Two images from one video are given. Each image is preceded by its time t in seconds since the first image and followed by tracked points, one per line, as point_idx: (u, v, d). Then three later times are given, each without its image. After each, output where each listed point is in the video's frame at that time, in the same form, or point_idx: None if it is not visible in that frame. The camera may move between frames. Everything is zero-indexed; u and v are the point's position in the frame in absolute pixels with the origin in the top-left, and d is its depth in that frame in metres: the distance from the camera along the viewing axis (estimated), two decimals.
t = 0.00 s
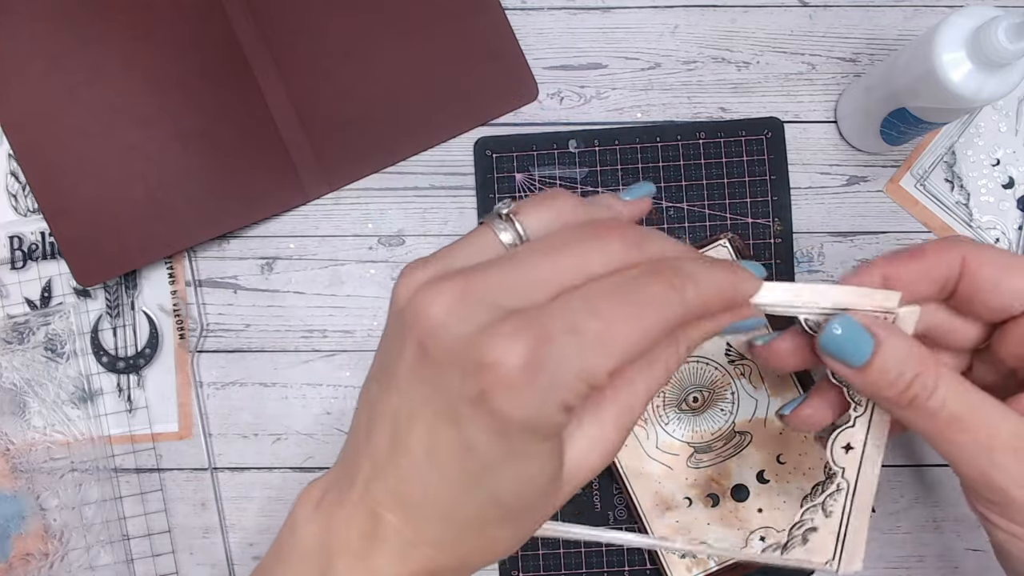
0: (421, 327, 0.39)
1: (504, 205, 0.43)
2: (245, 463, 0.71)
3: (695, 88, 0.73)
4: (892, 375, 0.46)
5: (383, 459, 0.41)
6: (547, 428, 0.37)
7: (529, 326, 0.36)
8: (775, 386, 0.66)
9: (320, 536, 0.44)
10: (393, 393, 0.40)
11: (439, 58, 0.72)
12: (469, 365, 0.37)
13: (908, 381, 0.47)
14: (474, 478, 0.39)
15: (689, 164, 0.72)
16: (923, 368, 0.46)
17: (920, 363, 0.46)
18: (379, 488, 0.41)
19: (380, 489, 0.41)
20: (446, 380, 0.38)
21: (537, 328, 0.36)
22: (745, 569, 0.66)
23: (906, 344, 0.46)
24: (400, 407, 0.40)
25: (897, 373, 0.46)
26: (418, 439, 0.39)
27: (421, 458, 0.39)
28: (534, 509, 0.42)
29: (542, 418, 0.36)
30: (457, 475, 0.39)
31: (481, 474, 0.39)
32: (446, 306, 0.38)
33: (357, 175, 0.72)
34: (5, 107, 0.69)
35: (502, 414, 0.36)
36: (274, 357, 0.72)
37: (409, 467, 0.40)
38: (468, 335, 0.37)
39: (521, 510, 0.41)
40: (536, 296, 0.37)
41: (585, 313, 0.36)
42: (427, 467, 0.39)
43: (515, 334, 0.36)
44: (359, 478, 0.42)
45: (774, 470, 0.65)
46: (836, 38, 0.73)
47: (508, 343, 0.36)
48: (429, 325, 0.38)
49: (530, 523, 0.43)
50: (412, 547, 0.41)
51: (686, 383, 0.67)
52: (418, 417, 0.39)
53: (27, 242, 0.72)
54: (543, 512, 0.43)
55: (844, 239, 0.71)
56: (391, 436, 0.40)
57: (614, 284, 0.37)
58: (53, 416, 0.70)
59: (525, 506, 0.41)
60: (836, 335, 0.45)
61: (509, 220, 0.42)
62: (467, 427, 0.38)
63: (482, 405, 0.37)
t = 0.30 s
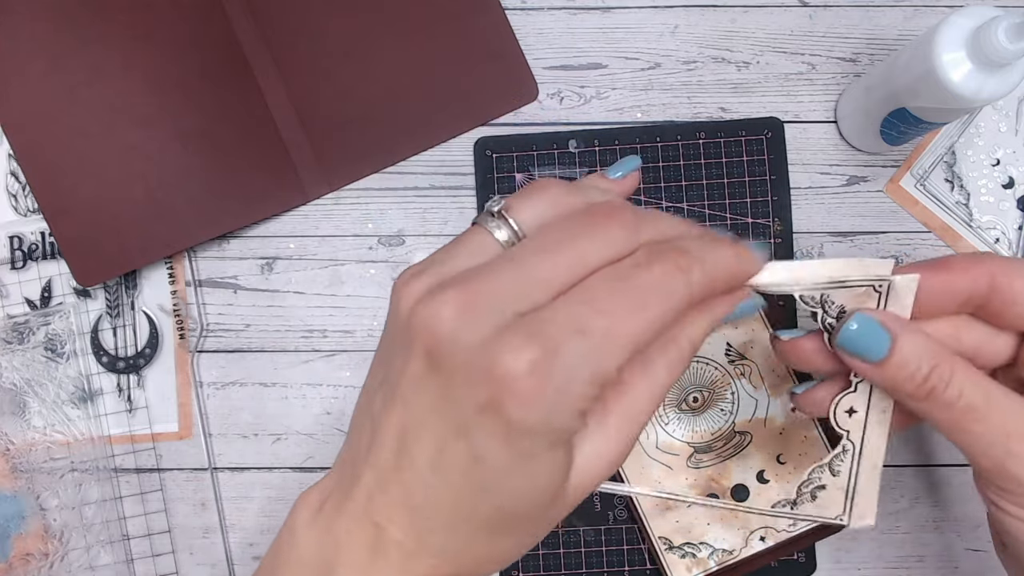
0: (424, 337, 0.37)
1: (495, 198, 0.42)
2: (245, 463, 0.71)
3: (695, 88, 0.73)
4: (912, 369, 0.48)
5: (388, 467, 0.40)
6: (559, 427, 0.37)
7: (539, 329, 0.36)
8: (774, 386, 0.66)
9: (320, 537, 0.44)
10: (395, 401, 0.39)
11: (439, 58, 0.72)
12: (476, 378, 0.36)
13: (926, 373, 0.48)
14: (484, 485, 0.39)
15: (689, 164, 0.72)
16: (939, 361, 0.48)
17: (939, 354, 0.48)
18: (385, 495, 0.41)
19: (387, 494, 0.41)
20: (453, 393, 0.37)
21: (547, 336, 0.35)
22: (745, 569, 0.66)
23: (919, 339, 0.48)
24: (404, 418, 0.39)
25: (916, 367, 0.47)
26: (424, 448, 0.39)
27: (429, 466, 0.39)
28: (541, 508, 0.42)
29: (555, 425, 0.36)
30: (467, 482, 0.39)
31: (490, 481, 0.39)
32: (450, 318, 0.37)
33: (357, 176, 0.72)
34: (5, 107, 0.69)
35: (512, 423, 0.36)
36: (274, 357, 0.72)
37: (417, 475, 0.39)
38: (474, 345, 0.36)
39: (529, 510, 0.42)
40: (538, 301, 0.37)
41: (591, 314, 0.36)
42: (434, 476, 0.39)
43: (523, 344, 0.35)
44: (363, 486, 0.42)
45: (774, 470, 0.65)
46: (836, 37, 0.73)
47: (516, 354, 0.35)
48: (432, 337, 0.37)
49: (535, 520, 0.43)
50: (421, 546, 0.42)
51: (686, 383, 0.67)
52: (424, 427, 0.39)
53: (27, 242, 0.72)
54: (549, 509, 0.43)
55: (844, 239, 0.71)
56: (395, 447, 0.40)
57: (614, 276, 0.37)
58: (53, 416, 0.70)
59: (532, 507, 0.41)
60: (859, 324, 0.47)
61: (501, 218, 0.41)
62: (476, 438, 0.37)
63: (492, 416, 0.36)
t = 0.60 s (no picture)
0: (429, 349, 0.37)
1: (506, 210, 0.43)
2: (245, 463, 0.71)
3: (695, 88, 0.73)
4: (896, 384, 0.48)
5: (398, 474, 0.41)
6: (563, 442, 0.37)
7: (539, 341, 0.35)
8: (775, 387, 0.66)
9: (333, 537, 0.45)
10: (403, 410, 0.40)
11: (439, 58, 0.72)
12: (479, 390, 0.36)
13: (911, 389, 0.48)
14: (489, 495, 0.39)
15: (689, 164, 0.72)
16: (925, 378, 0.48)
17: (926, 370, 0.48)
18: (395, 500, 0.41)
19: (397, 500, 0.41)
20: (457, 405, 0.37)
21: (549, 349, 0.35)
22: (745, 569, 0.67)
23: (905, 353, 0.48)
24: (411, 427, 0.39)
25: (900, 384, 0.48)
26: (430, 459, 0.39)
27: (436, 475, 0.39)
28: (551, 515, 0.42)
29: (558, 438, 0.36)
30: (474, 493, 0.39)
31: (494, 490, 0.38)
32: (454, 330, 0.37)
33: (357, 176, 0.72)
34: (5, 107, 0.69)
35: (515, 436, 0.36)
36: (274, 357, 0.72)
37: (425, 483, 0.40)
38: (477, 357, 0.36)
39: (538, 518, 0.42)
40: (543, 312, 0.37)
41: (594, 328, 0.36)
42: (441, 485, 0.39)
43: (524, 357, 0.35)
44: (376, 491, 0.42)
45: (774, 470, 0.65)
46: (836, 37, 0.73)
47: (517, 368, 0.35)
48: (437, 349, 0.37)
49: (546, 527, 0.43)
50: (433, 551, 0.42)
51: (686, 383, 0.67)
52: (430, 437, 0.39)
53: (27, 242, 0.72)
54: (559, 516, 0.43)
55: (844, 239, 0.71)
56: (404, 454, 0.40)
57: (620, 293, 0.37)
58: (53, 416, 0.70)
59: (541, 515, 0.41)
60: (843, 338, 0.48)
61: (509, 229, 0.42)
62: (480, 450, 0.37)
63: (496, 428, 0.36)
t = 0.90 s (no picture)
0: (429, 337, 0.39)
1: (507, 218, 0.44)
2: (245, 463, 0.71)
3: (695, 88, 0.73)
4: (872, 385, 0.49)
5: (399, 473, 0.41)
6: (555, 437, 0.37)
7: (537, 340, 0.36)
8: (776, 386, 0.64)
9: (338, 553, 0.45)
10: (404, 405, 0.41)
11: (439, 58, 0.72)
12: (472, 378, 0.37)
13: (886, 391, 0.48)
14: (486, 494, 0.39)
15: (689, 164, 0.72)
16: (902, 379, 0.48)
17: (904, 373, 0.48)
18: (397, 503, 0.42)
19: (399, 502, 0.41)
20: (453, 396, 0.38)
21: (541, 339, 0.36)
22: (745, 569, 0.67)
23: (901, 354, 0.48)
24: (411, 422, 0.40)
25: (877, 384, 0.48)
26: (428, 453, 0.39)
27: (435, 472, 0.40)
28: (553, 523, 0.41)
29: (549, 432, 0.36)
30: (471, 490, 0.39)
31: (490, 485, 0.38)
32: (448, 322, 0.38)
33: (357, 175, 0.72)
34: (5, 107, 0.69)
35: (505, 427, 0.37)
36: (274, 357, 0.72)
37: (424, 481, 0.40)
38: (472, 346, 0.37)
39: (538, 524, 0.41)
40: (540, 306, 0.38)
41: (588, 319, 0.36)
42: (439, 482, 0.39)
43: (514, 346, 0.36)
44: (379, 494, 0.42)
45: (774, 471, 0.65)
46: (836, 37, 0.73)
47: (511, 355, 0.36)
48: (435, 339, 0.39)
49: (549, 539, 0.42)
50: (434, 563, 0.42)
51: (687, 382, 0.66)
52: (428, 433, 0.39)
53: (27, 242, 0.72)
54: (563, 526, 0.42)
55: (844, 239, 0.71)
56: (405, 452, 0.41)
57: (615, 289, 0.38)
58: (53, 416, 0.70)
59: (542, 522, 0.41)
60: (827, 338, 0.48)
61: (511, 232, 0.42)
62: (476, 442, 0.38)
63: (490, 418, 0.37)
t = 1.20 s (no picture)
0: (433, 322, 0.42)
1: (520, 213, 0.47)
2: (246, 463, 0.71)
3: (695, 88, 0.73)
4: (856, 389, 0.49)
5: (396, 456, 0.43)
6: (551, 416, 0.39)
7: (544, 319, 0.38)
8: (775, 387, 0.66)
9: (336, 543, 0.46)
10: (409, 387, 0.43)
11: (438, 58, 0.72)
12: (471, 353, 0.39)
13: (868, 395, 0.48)
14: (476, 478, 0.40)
15: (689, 164, 0.72)
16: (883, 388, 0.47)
17: (888, 377, 0.47)
18: (393, 488, 0.43)
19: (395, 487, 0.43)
20: (452, 373, 0.41)
21: (542, 315, 0.39)
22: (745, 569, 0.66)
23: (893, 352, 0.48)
24: (412, 404, 0.43)
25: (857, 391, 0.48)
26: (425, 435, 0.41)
27: (430, 454, 0.42)
28: (541, 523, 0.42)
29: (542, 410, 0.38)
30: (464, 474, 0.40)
31: (481, 464, 0.40)
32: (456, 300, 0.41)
33: (357, 175, 0.72)
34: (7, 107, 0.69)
35: (502, 400, 0.39)
36: (274, 357, 0.72)
37: (419, 463, 0.42)
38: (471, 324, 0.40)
39: (528, 519, 0.42)
40: (542, 288, 0.41)
41: (586, 298, 0.39)
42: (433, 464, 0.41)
43: (515, 320, 0.39)
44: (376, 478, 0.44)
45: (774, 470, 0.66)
46: (836, 38, 0.73)
47: (508, 327, 0.38)
48: (441, 320, 0.42)
49: (537, 540, 0.43)
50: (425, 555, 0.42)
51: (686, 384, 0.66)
52: (427, 413, 0.42)
53: (27, 242, 0.72)
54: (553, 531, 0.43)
55: (844, 239, 0.71)
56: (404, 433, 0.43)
57: (617, 270, 0.40)
58: (53, 416, 0.70)
59: (529, 519, 0.42)
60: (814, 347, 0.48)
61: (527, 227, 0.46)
62: (472, 423, 0.40)
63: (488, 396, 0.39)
